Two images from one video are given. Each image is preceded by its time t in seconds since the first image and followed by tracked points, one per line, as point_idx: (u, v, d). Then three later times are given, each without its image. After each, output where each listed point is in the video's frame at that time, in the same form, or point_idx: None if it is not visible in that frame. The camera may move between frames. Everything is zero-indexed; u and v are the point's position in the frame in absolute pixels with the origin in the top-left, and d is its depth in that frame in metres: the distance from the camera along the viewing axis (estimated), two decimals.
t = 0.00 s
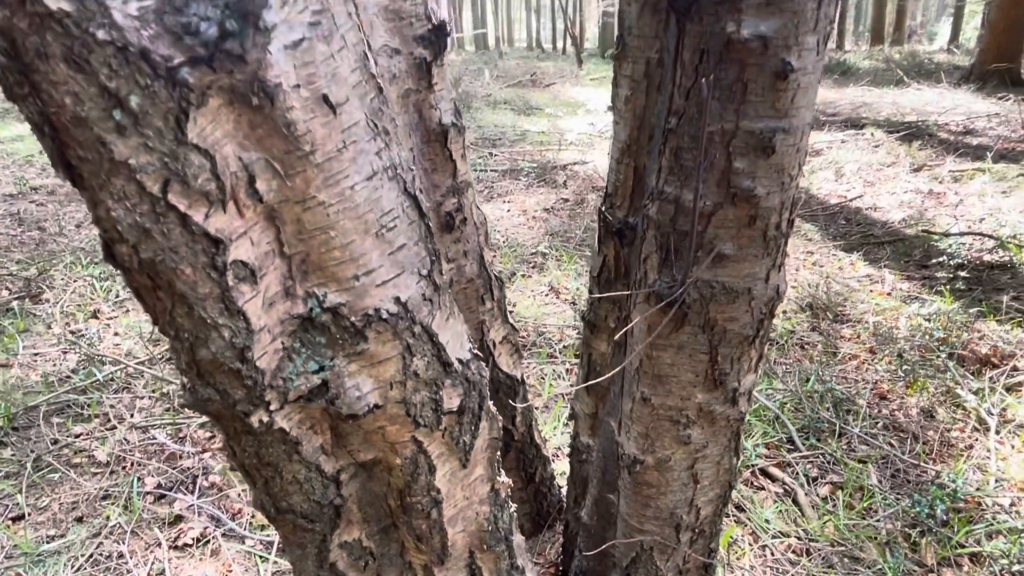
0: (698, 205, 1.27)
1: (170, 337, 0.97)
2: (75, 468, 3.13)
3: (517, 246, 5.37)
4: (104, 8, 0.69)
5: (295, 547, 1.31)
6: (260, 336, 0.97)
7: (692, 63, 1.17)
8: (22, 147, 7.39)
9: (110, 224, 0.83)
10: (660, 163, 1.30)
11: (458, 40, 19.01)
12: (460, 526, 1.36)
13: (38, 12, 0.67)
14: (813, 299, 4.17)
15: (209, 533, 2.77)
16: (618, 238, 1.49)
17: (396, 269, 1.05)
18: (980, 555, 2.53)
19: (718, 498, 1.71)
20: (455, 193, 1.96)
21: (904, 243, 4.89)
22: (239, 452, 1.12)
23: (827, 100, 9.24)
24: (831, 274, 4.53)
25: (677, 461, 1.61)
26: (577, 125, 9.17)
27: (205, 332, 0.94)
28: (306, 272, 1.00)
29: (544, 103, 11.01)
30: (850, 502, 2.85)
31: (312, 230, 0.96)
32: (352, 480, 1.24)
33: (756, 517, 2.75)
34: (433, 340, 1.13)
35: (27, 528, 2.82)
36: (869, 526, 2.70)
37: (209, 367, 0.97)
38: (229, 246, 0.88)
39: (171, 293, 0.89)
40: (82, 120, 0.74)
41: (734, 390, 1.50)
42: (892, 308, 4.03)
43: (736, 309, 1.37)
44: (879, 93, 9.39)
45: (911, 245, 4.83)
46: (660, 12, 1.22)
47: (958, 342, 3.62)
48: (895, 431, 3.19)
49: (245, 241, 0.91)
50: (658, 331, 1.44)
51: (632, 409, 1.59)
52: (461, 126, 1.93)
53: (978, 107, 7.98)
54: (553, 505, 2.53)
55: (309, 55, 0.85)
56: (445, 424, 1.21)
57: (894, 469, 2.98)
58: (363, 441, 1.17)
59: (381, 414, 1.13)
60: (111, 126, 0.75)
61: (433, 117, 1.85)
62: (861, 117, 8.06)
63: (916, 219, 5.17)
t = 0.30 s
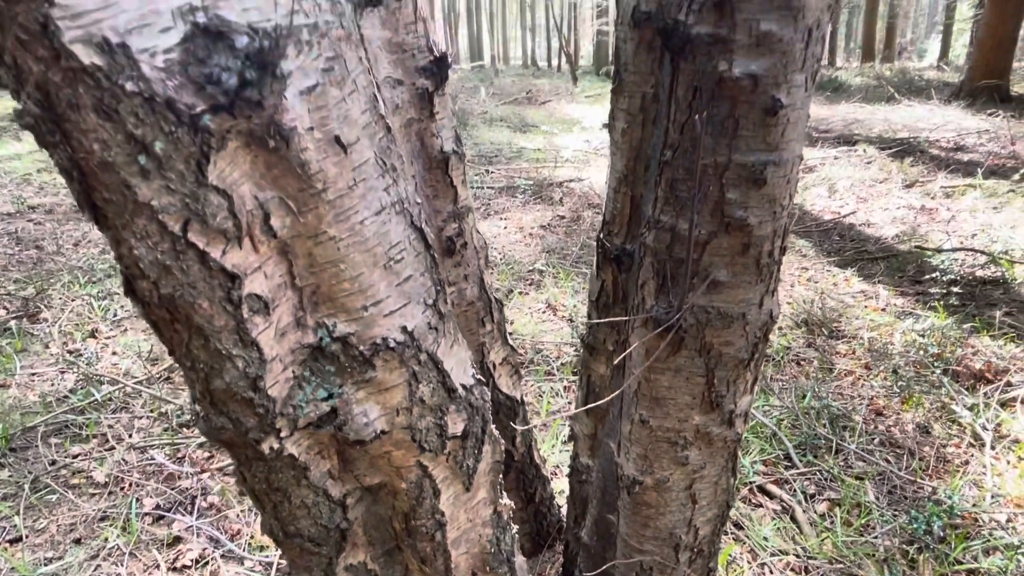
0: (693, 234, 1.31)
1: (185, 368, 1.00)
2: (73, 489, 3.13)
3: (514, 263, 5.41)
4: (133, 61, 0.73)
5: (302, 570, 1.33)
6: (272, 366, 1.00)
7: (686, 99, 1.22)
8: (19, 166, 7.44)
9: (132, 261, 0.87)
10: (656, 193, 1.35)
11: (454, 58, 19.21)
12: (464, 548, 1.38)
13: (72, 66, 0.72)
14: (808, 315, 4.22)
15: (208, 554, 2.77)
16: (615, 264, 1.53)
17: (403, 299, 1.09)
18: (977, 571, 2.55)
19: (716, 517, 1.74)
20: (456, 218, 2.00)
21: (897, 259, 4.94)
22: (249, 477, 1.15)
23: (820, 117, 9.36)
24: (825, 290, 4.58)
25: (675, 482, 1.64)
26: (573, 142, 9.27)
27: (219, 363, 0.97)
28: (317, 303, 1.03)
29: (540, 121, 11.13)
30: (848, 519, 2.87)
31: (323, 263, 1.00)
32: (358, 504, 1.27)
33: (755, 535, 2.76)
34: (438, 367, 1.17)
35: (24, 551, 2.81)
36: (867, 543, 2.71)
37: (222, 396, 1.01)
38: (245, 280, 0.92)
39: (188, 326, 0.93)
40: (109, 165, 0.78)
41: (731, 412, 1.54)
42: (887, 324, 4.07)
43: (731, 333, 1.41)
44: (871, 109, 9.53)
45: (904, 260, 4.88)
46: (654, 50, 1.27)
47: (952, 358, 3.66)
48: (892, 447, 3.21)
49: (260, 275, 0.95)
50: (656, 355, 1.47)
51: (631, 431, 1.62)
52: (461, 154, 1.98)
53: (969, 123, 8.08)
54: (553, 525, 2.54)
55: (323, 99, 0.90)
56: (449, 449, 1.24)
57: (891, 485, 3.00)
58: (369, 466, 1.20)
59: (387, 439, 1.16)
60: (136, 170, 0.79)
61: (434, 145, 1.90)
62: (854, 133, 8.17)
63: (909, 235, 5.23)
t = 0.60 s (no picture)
0: (688, 261, 1.35)
1: (196, 397, 1.03)
2: (70, 511, 3.12)
3: (511, 281, 5.45)
4: (154, 108, 0.77)
5: None
6: (281, 395, 1.03)
7: (679, 133, 1.26)
8: (17, 185, 7.48)
9: (148, 296, 0.90)
10: (652, 222, 1.39)
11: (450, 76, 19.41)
12: (466, 571, 1.40)
13: (97, 115, 0.75)
14: (804, 332, 4.25)
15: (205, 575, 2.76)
16: (613, 289, 1.57)
17: (407, 328, 1.12)
18: None
19: (714, 538, 1.76)
20: (456, 242, 2.04)
21: (891, 276, 4.99)
22: (256, 503, 1.17)
23: (813, 134, 9.49)
24: (820, 306, 4.62)
25: (674, 503, 1.66)
26: (569, 159, 9.36)
27: (230, 393, 1.00)
28: (324, 332, 1.07)
29: (536, 138, 11.23)
30: (846, 536, 2.88)
31: (331, 295, 1.03)
32: (362, 528, 1.28)
33: (753, 553, 2.77)
34: (441, 394, 1.19)
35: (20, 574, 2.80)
36: (864, 561, 2.72)
37: (232, 425, 1.03)
38: (255, 313, 0.95)
39: (201, 357, 0.96)
40: (129, 205, 0.82)
41: (727, 434, 1.56)
42: (882, 340, 4.11)
43: (726, 358, 1.44)
44: (863, 126, 9.65)
45: (898, 276, 4.93)
46: (648, 85, 1.32)
47: (947, 374, 3.69)
48: (889, 464, 3.23)
49: (270, 307, 0.98)
50: (653, 379, 1.50)
51: (629, 453, 1.64)
52: (461, 179, 2.02)
53: (960, 140, 8.17)
54: (552, 545, 2.54)
55: (332, 139, 0.94)
56: (452, 473, 1.26)
57: (888, 503, 3.01)
58: (374, 491, 1.22)
59: (391, 465, 1.19)
60: (154, 210, 0.83)
61: (434, 171, 1.95)
62: (846, 150, 8.26)
63: (903, 251, 5.27)
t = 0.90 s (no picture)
0: (684, 290, 1.39)
1: (205, 428, 1.05)
2: (65, 534, 3.10)
3: (508, 299, 5.47)
4: (172, 154, 0.81)
5: None
6: (288, 426, 1.05)
7: (674, 167, 1.31)
8: (14, 203, 7.49)
9: (161, 332, 0.92)
10: (649, 252, 1.42)
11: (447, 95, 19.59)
12: None
13: (118, 162, 0.79)
14: (799, 349, 4.28)
15: None
16: (610, 315, 1.60)
17: (410, 359, 1.15)
18: None
19: (712, 561, 1.77)
20: (456, 268, 2.07)
21: (885, 293, 5.02)
22: (262, 532, 1.19)
23: (806, 151, 9.61)
24: (816, 324, 4.65)
25: (672, 526, 1.67)
26: (565, 177, 9.44)
27: (239, 424, 1.02)
28: (330, 363, 1.09)
29: (532, 156, 11.33)
30: (844, 556, 2.88)
31: (337, 327, 1.06)
32: (365, 555, 1.30)
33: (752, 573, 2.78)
34: (444, 422, 1.22)
35: None
36: None
37: (241, 456, 1.06)
38: (265, 347, 0.98)
39: (212, 390, 0.98)
40: (146, 246, 0.85)
41: (724, 458, 1.59)
42: (877, 358, 4.13)
43: (723, 383, 1.47)
44: (856, 144, 9.78)
45: (892, 294, 4.96)
46: (643, 120, 1.37)
47: (942, 392, 3.70)
48: (885, 482, 3.25)
49: (278, 340, 1.01)
50: (651, 405, 1.53)
51: (628, 477, 1.66)
52: (461, 206, 2.06)
53: (951, 158, 8.27)
54: (551, 569, 2.53)
55: (340, 178, 0.98)
56: (454, 501, 1.28)
57: (885, 521, 3.02)
58: (377, 519, 1.24)
59: (395, 493, 1.21)
60: (170, 250, 0.86)
61: (434, 199, 1.98)
62: (839, 168, 8.36)
63: (897, 268, 5.31)
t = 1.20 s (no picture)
0: (678, 323, 1.42)
1: (212, 465, 1.08)
2: (59, 559, 3.06)
3: (504, 319, 5.49)
4: (187, 206, 0.84)
5: None
6: (293, 462, 1.08)
7: (668, 206, 1.35)
8: (9, 222, 7.49)
9: (172, 373, 0.95)
10: (644, 285, 1.46)
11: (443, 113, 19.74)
12: None
13: (135, 214, 0.82)
14: (794, 368, 4.26)
15: None
16: (607, 346, 1.63)
17: (412, 395, 1.17)
18: None
19: None
20: (454, 296, 2.10)
21: (879, 312, 5.04)
22: (266, 565, 1.21)
23: (799, 170, 9.74)
24: (810, 343, 4.65)
25: (669, 554, 1.69)
26: (560, 195, 9.51)
27: (245, 461, 1.04)
28: (334, 400, 1.12)
29: (527, 174, 11.41)
30: None
31: (342, 365, 1.09)
32: None
33: None
34: (445, 456, 1.24)
35: None
36: None
37: (246, 492, 1.08)
38: (272, 386, 1.01)
39: (220, 428, 1.01)
40: (159, 293, 0.88)
41: (719, 486, 1.61)
42: (871, 377, 4.12)
43: (717, 413, 1.50)
44: (848, 163, 9.91)
45: (885, 312, 4.97)
46: (638, 159, 1.41)
47: (936, 411, 3.67)
48: (881, 502, 3.21)
49: (285, 379, 1.03)
50: (647, 434, 1.56)
51: (625, 505, 1.68)
52: (459, 236, 2.10)
53: (940, 176, 8.36)
54: None
55: (346, 223, 1.01)
56: (454, 533, 1.29)
57: (881, 541, 2.97)
58: (379, 552, 1.25)
59: (396, 526, 1.22)
60: (182, 296, 0.89)
61: (433, 229, 2.02)
62: (832, 187, 8.45)
63: (889, 286, 5.33)
